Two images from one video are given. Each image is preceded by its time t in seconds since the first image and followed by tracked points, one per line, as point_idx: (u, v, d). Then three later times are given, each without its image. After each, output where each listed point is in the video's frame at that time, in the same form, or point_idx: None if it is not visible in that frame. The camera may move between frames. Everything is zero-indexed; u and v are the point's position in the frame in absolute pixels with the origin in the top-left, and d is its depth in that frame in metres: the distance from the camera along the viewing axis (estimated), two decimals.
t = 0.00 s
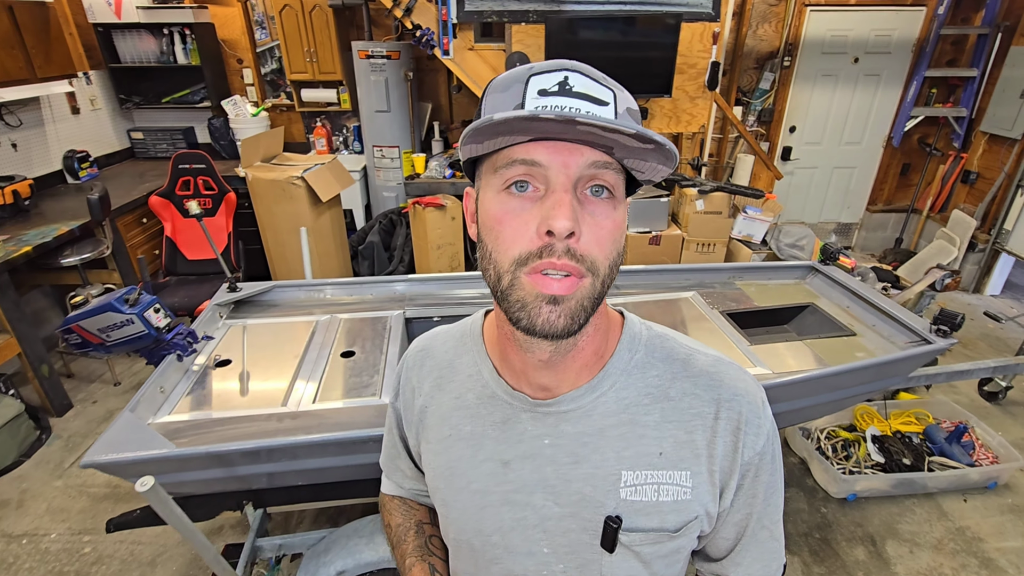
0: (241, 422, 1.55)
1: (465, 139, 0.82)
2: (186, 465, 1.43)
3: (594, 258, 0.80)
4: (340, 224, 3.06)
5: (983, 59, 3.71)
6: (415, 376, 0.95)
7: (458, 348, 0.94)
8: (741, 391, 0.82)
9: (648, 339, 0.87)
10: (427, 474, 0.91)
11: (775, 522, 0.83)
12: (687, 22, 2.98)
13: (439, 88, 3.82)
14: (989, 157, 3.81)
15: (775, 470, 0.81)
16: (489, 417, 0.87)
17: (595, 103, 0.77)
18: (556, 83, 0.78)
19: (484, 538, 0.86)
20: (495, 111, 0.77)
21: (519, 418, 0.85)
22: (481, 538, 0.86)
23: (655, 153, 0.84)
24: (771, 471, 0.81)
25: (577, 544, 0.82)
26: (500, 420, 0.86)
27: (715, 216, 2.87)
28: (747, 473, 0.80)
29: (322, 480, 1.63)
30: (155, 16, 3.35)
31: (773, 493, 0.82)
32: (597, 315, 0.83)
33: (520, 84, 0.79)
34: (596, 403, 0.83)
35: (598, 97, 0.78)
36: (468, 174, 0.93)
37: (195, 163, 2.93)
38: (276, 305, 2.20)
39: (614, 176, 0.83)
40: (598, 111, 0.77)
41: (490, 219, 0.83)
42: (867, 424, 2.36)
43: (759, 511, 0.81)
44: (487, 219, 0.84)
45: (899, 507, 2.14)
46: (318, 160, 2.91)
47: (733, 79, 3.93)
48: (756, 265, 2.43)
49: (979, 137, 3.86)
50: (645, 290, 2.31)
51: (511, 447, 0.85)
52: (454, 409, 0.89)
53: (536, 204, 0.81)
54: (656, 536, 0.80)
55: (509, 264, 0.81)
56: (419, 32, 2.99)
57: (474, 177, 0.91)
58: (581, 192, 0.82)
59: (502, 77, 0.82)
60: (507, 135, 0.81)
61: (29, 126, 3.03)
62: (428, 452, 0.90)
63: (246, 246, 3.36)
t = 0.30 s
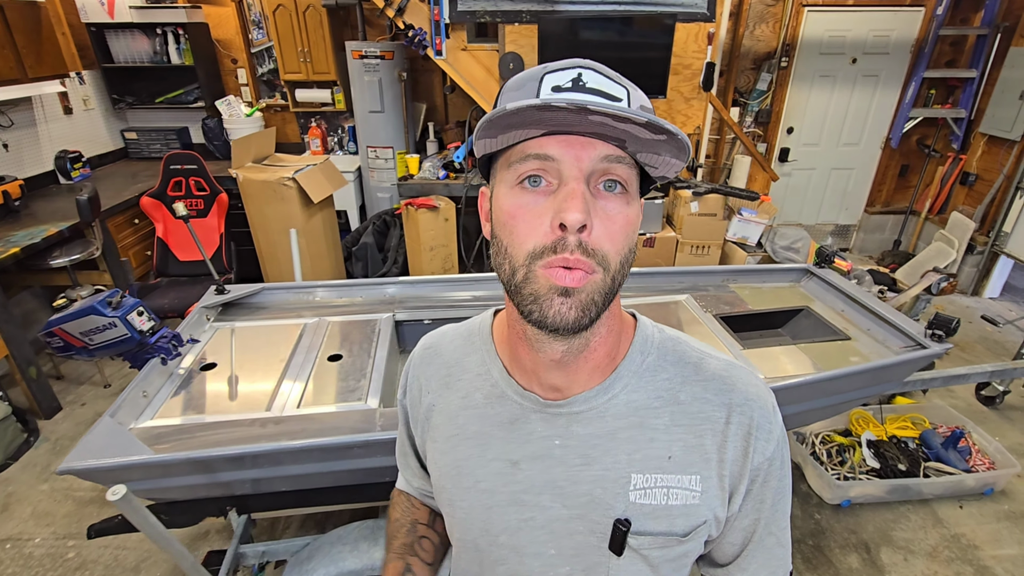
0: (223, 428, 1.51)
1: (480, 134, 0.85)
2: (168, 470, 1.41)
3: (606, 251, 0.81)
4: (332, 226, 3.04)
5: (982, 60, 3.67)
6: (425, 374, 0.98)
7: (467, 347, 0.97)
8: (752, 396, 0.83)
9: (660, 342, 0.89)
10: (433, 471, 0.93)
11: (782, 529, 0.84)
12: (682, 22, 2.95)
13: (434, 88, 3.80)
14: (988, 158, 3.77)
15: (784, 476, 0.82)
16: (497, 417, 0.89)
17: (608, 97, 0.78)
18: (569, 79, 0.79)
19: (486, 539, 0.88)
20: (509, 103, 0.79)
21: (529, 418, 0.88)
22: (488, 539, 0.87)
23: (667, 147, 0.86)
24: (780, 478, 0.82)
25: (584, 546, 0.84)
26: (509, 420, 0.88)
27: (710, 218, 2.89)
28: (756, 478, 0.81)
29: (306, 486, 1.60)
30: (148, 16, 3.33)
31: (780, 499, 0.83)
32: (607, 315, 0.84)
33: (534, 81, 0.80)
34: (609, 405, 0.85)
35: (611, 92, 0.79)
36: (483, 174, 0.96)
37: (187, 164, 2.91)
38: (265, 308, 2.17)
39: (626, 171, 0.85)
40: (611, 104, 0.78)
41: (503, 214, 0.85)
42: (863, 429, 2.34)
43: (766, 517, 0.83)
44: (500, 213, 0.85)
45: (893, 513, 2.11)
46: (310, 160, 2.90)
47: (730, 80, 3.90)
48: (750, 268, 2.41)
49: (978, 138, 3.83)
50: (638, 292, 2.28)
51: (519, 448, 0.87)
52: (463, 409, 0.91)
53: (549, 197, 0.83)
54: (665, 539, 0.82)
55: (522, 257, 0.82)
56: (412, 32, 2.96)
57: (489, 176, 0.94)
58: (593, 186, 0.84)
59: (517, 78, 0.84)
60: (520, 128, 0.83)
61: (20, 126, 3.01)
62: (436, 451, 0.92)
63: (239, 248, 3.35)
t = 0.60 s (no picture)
0: (201, 430, 1.50)
1: (493, 125, 0.85)
2: (148, 474, 1.39)
3: (619, 251, 0.82)
4: (324, 226, 3.03)
5: (979, 59, 3.64)
6: (414, 371, 0.97)
7: (458, 342, 0.97)
8: (748, 391, 0.86)
9: (658, 339, 0.91)
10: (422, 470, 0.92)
11: (773, 521, 0.88)
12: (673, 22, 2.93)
13: (427, 88, 3.79)
14: (985, 159, 3.74)
15: (775, 470, 0.86)
16: (492, 416, 0.89)
17: (625, 91, 0.80)
18: (586, 71, 0.81)
19: (484, 538, 0.87)
20: (530, 96, 0.80)
21: (526, 416, 0.88)
22: (481, 537, 0.87)
23: (687, 147, 0.88)
24: (772, 471, 0.85)
25: (583, 543, 0.84)
26: (505, 418, 0.88)
27: (702, 219, 2.86)
28: (751, 471, 0.84)
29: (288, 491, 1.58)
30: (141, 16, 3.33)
31: (772, 492, 0.86)
32: (614, 314, 0.86)
33: (548, 71, 0.82)
34: (607, 402, 0.86)
35: (628, 87, 0.81)
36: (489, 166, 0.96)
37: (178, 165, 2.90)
38: (251, 310, 2.15)
39: (640, 169, 0.86)
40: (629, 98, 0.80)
41: (515, 209, 0.85)
42: (855, 432, 2.30)
43: (759, 509, 0.86)
44: (511, 208, 0.86)
45: (885, 519, 2.09)
46: (301, 161, 2.90)
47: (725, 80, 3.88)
48: (742, 270, 2.39)
49: (975, 139, 3.80)
50: (628, 295, 2.25)
51: (516, 446, 0.87)
52: (457, 405, 0.91)
53: (562, 194, 0.84)
54: (663, 534, 0.83)
55: (534, 255, 0.83)
56: (402, 32, 2.97)
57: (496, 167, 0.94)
58: (608, 184, 0.85)
59: (531, 65, 0.85)
60: (537, 121, 0.83)
61: (11, 126, 3.01)
62: (425, 447, 0.91)
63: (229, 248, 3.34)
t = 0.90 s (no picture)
0: (173, 435, 1.49)
1: (474, 124, 0.84)
2: (124, 479, 1.38)
3: (600, 253, 0.81)
4: (315, 228, 3.03)
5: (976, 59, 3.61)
6: (402, 360, 0.97)
7: (446, 334, 0.96)
8: (731, 394, 0.85)
9: (644, 339, 0.89)
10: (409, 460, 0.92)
11: (754, 523, 0.87)
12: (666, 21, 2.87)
13: (421, 90, 3.80)
14: (983, 160, 3.71)
15: (757, 473, 0.84)
16: (476, 410, 0.88)
17: (610, 92, 0.79)
18: (571, 71, 0.80)
19: (463, 528, 0.87)
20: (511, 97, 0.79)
21: (507, 412, 0.87)
22: (463, 527, 0.87)
23: (669, 151, 0.86)
24: (754, 474, 0.84)
25: (560, 539, 0.84)
26: (488, 413, 0.87)
27: (694, 220, 2.84)
28: (732, 475, 0.82)
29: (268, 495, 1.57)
30: (134, 18, 3.33)
31: (754, 494, 0.85)
32: (597, 315, 0.84)
33: (533, 70, 0.81)
34: (588, 401, 0.85)
35: (613, 88, 0.80)
36: (475, 164, 0.95)
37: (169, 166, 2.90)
38: (238, 312, 2.14)
39: (624, 171, 0.85)
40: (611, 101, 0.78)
41: (496, 209, 0.84)
42: (847, 436, 2.28)
43: (740, 511, 0.85)
44: (493, 208, 0.85)
45: (875, 524, 2.07)
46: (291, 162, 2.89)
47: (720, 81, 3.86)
48: (732, 272, 2.37)
49: (973, 139, 3.77)
50: (617, 297, 2.23)
51: (499, 440, 0.86)
52: (441, 398, 0.90)
53: (544, 194, 0.83)
54: (640, 533, 0.83)
55: (513, 256, 0.81)
56: (392, 33, 2.97)
57: (481, 165, 0.93)
58: (590, 185, 0.84)
59: (515, 63, 0.84)
60: (518, 121, 0.82)
61: (4, 128, 3.01)
62: (411, 438, 0.91)
63: (222, 250, 3.35)
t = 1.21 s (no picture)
0: (155, 441, 1.47)
1: (487, 122, 0.82)
2: (105, 485, 1.36)
3: (603, 257, 0.79)
4: (308, 229, 3.01)
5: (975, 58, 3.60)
6: (405, 355, 0.97)
7: (450, 330, 0.96)
8: (733, 398, 0.84)
9: (647, 340, 0.89)
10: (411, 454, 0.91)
11: (755, 526, 0.85)
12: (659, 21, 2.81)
13: (416, 91, 3.79)
14: (982, 159, 3.69)
15: (759, 477, 0.83)
16: (477, 407, 0.87)
17: (623, 97, 0.78)
18: (585, 73, 0.78)
19: (462, 524, 0.86)
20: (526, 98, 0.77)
21: (508, 410, 0.86)
22: (461, 523, 0.85)
23: (678, 160, 0.84)
24: (755, 478, 0.83)
25: (558, 538, 0.83)
26: (489, 410, 0.87)
27: (687, 222, 2.85)
28: (732, 478, 0.81)
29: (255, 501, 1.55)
30: (128, 20, 3.32)
31: (755, 498, 0.84)
32: (600, 316, 0.83)
33: (548, 70, 0.80)
34: (589, 401, 0.84)
35: (626, 94, 0.78)
36: (486, 159, 0.94)
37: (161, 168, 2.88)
38: (228, 315, 2.11)
39: (633, 176, 0.83)
40: (622, 107, 0.77)
41: (503, 207, 0.83)
42: (843, 439, 2.25)
43: (741, 515, 0.83)
44: (501, 206, 0.84)
45: (872, 528, 2.04)
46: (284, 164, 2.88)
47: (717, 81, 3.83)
48: (726, 274, 2.34)
49: (972, 139, 3.75)
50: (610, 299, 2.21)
51: (498, 438, 0.85)
52: (443, 393, 0.90)
53: (551, 195, 0.81)
54: (638, 535, 0.81)
55: (516, 254, 0.80)
56: (384, 34, 2.93)
57: (491, 160, 0.91)
58: (598, 188, 0.82)
59: (530, 62, 0.82)
60: (531, 122, 0.81)
61: None
62: (413, 433, 0.91)
63: (214, 252, 3.37)
